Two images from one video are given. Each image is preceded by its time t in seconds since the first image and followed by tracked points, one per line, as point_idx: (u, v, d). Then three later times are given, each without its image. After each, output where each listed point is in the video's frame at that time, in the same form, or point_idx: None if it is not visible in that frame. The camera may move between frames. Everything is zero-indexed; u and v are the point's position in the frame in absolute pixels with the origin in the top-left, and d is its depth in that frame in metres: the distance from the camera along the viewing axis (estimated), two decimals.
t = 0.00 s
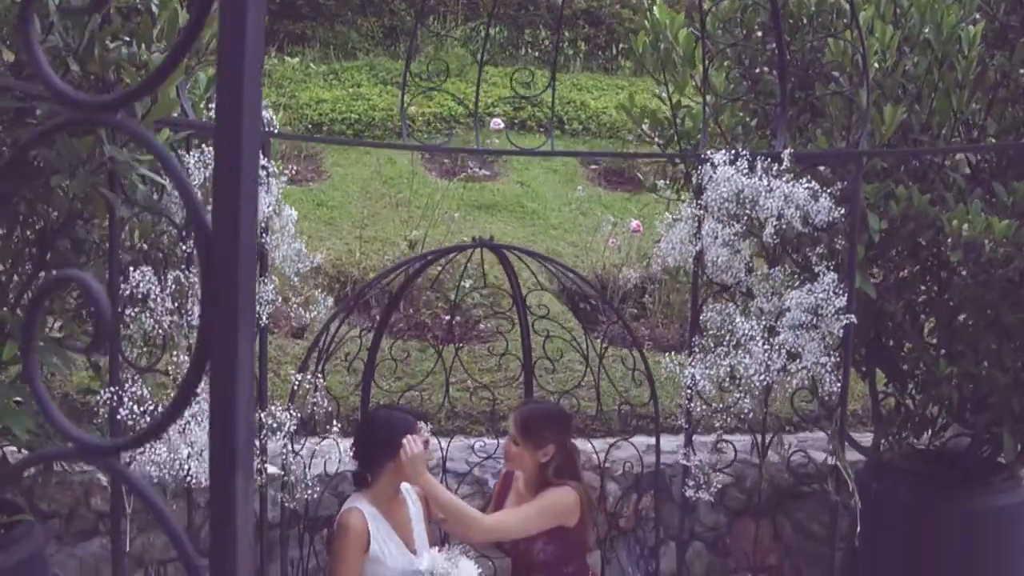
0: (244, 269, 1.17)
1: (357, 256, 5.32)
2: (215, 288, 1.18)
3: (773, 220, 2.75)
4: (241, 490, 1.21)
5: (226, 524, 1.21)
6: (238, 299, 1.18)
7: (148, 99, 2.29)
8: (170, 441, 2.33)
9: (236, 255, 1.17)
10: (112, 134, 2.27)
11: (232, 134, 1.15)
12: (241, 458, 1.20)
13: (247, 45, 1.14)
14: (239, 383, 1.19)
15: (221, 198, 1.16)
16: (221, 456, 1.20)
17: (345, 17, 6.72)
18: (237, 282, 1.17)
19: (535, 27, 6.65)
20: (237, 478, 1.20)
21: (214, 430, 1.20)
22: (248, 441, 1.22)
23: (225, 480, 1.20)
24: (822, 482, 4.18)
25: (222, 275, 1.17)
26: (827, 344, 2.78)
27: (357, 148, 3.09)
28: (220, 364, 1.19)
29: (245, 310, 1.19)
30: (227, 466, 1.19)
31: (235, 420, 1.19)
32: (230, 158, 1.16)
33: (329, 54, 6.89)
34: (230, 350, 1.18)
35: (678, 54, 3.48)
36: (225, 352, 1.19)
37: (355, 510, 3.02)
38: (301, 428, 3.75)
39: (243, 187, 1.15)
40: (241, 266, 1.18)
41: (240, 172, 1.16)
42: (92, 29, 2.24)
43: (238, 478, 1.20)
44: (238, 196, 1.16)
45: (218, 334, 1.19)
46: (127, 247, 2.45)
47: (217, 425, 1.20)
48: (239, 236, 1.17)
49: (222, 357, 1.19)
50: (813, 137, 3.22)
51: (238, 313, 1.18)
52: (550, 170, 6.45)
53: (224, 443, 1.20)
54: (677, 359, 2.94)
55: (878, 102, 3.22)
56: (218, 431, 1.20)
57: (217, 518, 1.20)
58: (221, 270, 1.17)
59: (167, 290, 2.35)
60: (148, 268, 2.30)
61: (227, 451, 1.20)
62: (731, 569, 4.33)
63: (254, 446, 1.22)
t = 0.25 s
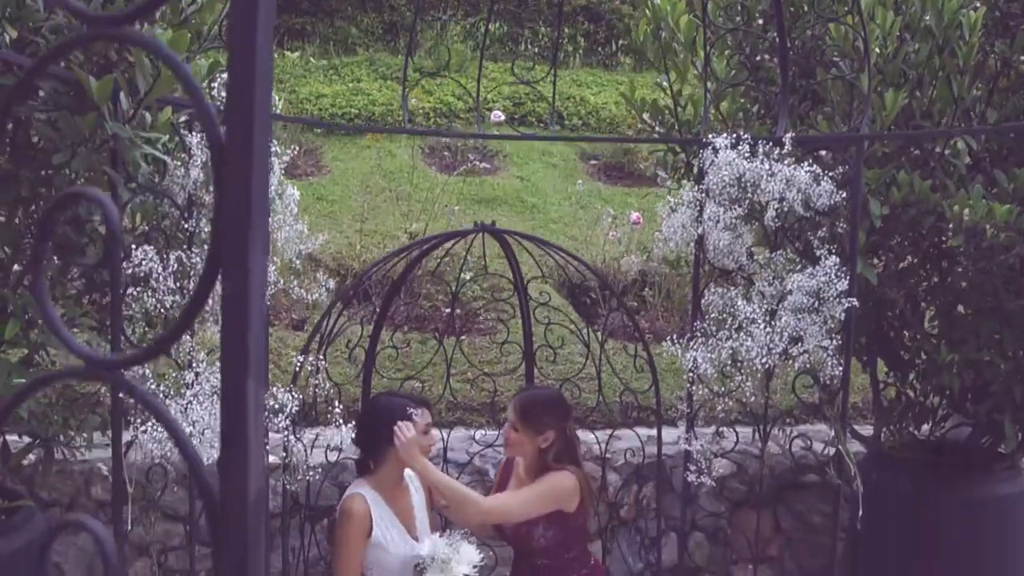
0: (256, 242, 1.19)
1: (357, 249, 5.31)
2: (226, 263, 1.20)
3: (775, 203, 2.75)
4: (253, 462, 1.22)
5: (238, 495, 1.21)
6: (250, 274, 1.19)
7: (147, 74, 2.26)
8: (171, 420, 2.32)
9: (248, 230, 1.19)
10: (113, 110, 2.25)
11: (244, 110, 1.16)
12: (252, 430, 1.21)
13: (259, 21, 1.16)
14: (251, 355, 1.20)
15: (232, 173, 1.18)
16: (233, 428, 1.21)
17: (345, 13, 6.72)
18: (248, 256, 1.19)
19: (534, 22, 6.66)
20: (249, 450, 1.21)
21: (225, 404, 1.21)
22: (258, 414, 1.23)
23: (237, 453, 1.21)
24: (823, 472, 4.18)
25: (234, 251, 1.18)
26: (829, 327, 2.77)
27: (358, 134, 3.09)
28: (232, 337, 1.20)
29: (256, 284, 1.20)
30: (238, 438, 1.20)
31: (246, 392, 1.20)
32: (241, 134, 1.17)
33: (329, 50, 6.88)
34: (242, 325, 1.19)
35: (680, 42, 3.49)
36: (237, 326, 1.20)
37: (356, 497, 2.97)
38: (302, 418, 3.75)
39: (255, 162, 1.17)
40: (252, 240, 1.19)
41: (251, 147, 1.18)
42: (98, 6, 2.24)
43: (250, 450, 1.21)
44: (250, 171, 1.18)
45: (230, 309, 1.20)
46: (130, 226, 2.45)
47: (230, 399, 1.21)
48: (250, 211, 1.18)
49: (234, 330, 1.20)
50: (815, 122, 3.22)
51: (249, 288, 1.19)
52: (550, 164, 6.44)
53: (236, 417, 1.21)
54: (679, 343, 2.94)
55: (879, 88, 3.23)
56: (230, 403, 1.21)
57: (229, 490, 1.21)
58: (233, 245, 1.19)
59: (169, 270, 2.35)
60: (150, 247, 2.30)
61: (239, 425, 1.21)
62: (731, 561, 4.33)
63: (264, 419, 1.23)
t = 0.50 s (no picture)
0: (263, 234, 1.23)
1: (357, 242, 5.31)
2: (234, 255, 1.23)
3: (776, 187, 2.75)
4: (262, 450, 1.25)
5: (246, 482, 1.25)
6: (257, 267, 1.23)
7: (147, 49, 2.21)
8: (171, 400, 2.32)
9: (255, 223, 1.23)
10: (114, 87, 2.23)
11: (252, 107, 1.21)
12: (260, 420, 1.25)
13: (267, 24, 1.20)
14: (258, 345, 1.24)
15: (240, 170, 1.22)
16: (241, 417, 1.25)
17: (345, 9, 6.73)
18: (256, 249, 1.23)
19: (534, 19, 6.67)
20: (256, 438, 1.25)
21: (234, 391, 1.25)
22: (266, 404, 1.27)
23: (245, 442, 1.24)
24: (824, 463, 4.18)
25: (241, 246, 1.22)
26: (830, 311, 2.76)
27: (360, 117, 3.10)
28: (240, 328, 1.24)
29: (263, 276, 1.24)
30: (246, 426, 1.24)
31: (254, 382, 1.24)
32: (248, 132, 1.22)
33: (329, 45, 6.89)
34: (250, 316, 1.23)
35: (680, 30, 3.50)
36: (244, 316, 1.23)
37: (357, 483, 2.96)
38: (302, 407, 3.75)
39: (262, 158, 1.22)
40: (259, 233, 1.23)
41: (259, 145, 1.22)
42: None
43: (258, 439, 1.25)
44: (257, 167, 1.22)
45: (238, 300, 1.24)
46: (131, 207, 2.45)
47: (237, 392, 1.25)
48: (258, 205, 1.23)
49: (242, 321, 1.24)
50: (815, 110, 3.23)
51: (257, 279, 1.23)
52: (549, 159, 6.44)
53: (244, 406, 1.25)
54: (680, 328, 2.94)
55: (880, 76, 3.24)
56: (238, 393, 1.25)
57: (237, 478, 1.25)
58: (241, 238, 1.23)
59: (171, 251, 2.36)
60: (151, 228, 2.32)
61: (247, 413, 1.24)
62: (732, 552, 4.31)
63: (272, 410, 1.27)
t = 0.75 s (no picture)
0: (265, 235, 1.13)
1: (356, 236, 5.31)
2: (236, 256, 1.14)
3: (776, 173, 2.75)
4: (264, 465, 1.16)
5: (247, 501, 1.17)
6: (259, 269, 1.13)
7: (147, 30, 2.21)
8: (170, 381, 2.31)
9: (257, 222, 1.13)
10: (114, 67, 2.23)
11: (253, 96, 1.10)
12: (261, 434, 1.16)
13: None
14: (261, 354, 1.15)
15: (240, 164, 1.12)
16: (242, 430, 1.16)
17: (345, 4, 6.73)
18: (258, 250, 1.13)
19: (533, 15, 6.67)
20: (259, 453, 1.16)
21: (236, 406, 1.16)
22: (270, 415, 1.18)
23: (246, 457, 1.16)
24: (824, 456, 4.17)
25: (245, 249, 1.13)
26: (831, 297, 2.75)
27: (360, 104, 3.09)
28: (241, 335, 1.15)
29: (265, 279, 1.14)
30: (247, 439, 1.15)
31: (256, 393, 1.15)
32: (250, 124, 1.12)
33: (329, 41, 6.89)
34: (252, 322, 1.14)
35: (681, 20, 3.50)
36: (246, 322, 1.15)
37: (356, 471, 2.95)
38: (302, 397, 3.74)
39: (264, 153, 1.11)
40: (261, 232, 1.13)
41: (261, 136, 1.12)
42: None
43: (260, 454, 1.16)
44: (259, 161, 1.12)
45: (239, 305, 1.14)
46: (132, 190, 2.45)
47: (239, 404, 1.16)
48: (260, 203, 1.13)
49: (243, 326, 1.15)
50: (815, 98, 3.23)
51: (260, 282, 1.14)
52: (549, 155, 6.40)
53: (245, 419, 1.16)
54: (681, 313, 2.94)
55: (880, 64, 3.24)
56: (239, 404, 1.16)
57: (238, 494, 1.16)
58: (242, 238, 1.13)
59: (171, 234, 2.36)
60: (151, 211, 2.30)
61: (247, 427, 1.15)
62: (732, 544, 4.31)
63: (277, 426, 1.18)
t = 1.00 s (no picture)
0: (266, 202, 1.10)
1: (355, 230, 5.30)
2: (236, 224, 1.11)
3: (776, 159, 2.75)
4: (263, 440, 1.12)
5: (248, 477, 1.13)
6: (260, 235, 1.10)
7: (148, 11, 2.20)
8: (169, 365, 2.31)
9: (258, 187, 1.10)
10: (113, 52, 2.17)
11: (252, 96, 1.07)
12: (261, 408, 1.12)
13: None
14: (262, 325, 1.10)
15: (241, 132, 1.09)
16: (241, 404, 1.12)
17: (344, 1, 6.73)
18: (259, 216, 1.09)
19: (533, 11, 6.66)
20: (258, 428, 1.12)
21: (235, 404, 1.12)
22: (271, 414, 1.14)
23: (244, 432, 1.12)
24: (824, 448, 4.17)
25: (245, 241, 1.10)
26: (831, 283, 2.75)
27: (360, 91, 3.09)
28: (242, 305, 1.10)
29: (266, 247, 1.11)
30: (248, 414, 1.11)
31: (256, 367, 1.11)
32: (249, 114, 1.09)
33: (328, 37, 6.89)
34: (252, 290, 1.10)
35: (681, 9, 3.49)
36: (246, 292, 1.10)
37: (355, 459, 2.94)
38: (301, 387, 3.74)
39: (266, 116, 1.08)
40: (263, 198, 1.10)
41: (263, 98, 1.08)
42: None
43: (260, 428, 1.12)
44: (259, 126, 1.08)
45: (239, 275, 1.10)
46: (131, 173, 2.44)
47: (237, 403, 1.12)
48: (261, 169, 1.09)
49: (243, 295, 1.10)
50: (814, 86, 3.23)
51: (260, 247, 1.10)
52: (549, 150, 6.35)
53: (245, 393, 1.11)
54: (681, 300, 2.94)
55: (879, 52, 3.24)
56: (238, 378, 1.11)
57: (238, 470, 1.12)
58: (243, 204, 1.10)
59: (170, 218, 2.35)
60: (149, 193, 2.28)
61: (248, 401, 1.11)
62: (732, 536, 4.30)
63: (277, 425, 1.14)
